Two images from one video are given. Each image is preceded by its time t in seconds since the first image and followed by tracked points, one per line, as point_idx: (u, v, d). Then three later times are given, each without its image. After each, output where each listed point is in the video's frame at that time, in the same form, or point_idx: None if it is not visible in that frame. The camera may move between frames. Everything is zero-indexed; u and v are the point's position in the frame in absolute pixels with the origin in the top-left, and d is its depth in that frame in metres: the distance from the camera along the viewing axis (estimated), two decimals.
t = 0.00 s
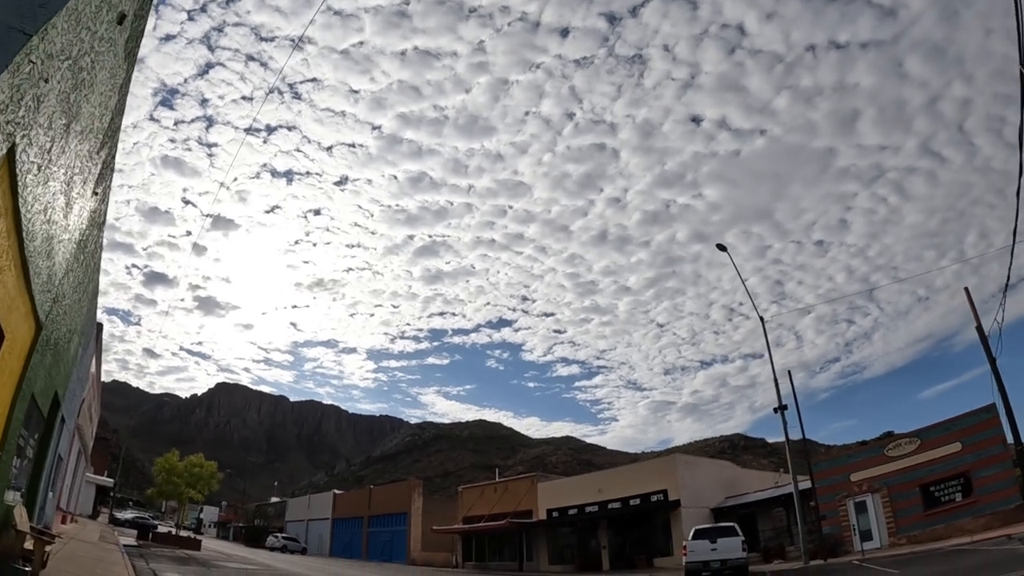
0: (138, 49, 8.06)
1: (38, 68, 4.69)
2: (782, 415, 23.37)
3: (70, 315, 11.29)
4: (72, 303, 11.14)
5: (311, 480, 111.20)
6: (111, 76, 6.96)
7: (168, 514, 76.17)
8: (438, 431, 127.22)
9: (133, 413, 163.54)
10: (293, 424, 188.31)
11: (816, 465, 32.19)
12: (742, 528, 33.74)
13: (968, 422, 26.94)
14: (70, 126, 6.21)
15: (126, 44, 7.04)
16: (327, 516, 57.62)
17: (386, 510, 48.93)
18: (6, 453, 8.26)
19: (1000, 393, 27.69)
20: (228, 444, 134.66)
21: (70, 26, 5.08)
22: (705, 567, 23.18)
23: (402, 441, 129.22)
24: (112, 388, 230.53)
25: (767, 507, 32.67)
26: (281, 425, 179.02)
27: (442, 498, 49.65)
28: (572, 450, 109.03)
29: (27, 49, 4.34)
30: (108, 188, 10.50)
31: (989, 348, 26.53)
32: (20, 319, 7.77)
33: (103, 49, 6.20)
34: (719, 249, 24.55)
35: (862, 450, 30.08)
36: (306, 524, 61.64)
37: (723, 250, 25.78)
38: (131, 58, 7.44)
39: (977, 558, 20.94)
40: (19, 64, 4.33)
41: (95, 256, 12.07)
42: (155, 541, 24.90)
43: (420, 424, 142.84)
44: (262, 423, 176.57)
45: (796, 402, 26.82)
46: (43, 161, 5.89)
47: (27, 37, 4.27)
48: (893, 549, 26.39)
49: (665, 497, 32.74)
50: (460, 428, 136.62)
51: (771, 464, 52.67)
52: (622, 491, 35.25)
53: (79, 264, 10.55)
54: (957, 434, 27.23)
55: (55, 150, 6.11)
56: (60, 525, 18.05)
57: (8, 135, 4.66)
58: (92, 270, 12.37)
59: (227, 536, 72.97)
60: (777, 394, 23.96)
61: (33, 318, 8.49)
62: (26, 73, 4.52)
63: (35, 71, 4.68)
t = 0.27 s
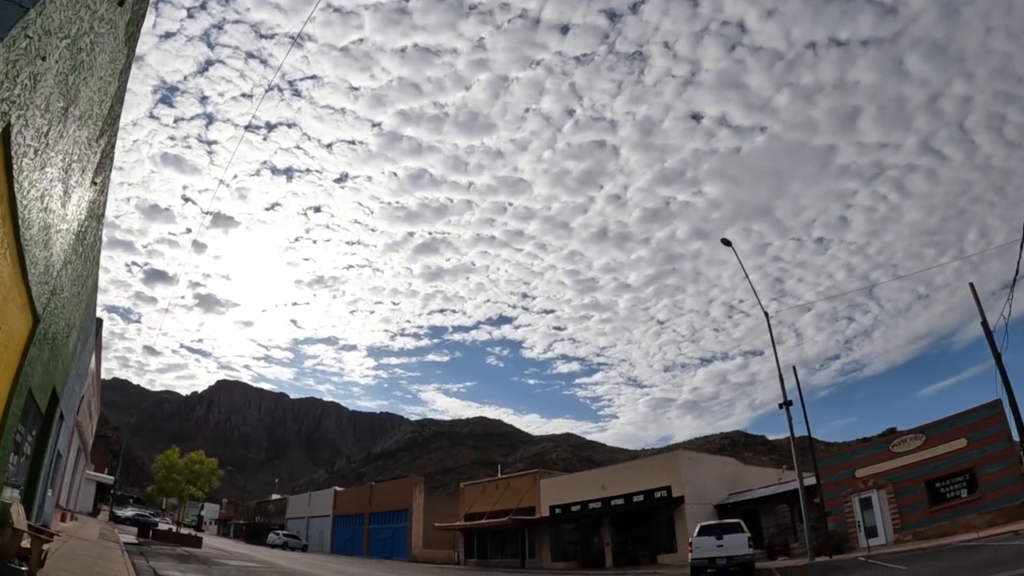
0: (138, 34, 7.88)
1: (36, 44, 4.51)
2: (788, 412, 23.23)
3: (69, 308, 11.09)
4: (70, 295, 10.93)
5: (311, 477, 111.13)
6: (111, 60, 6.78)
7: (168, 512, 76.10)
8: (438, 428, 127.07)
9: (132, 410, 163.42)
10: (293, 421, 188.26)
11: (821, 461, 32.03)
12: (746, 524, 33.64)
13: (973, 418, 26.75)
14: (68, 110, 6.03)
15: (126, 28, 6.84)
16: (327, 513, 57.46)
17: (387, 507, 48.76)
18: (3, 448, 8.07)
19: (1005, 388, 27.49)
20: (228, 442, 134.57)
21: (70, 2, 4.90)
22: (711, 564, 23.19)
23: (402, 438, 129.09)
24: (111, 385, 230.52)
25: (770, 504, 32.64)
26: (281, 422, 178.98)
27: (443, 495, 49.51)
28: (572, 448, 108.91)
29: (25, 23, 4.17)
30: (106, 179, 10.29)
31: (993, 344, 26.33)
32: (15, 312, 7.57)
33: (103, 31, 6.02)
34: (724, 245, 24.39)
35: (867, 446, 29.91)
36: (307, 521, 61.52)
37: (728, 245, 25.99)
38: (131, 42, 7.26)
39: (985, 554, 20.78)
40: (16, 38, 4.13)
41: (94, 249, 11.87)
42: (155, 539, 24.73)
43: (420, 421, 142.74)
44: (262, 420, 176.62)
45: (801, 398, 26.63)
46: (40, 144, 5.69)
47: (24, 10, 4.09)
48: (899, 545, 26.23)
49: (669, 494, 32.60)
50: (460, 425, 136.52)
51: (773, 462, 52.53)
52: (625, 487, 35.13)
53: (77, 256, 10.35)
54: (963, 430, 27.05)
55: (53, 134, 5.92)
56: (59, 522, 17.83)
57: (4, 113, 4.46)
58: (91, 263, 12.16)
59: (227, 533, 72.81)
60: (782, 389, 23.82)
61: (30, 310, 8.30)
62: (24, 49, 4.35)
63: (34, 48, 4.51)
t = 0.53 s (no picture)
0: (144, 17, 7.67)
1: (41, 14, 4.34)
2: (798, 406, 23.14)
3: (72, 302, 10.87)
4: (73, 289, 10.70)
5: (315, 475, 111.07)
6: (117, 40, 6.56)
7: (172, 511, 76.10)
8: (441, 425, 126.87)
9: (136, 409, 163.64)
10: (297, 420, 188.26)
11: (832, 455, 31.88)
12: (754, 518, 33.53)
13: (984, 410, 26.45)
14: (71, 89, 5.81)
15: (132, 8, 6.65)
16: (333, 511, 57.31)
17: (393, 504, 48.58)
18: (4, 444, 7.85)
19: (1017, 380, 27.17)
20: (232, 441, 134.57)
21: None
22: (724, 558, 23.07)
23: (406, 436, 128.97)
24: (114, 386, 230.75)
25: (778, 499, 32.62)
26: (284, 421, 179.04)
27: (449, 492, 49.33)
28: (576, 444, 108.79)
29: None
30: (110, 169, 10.07)
31: (1003, 335, 26.00)
32: (16, 304, 7.33)
33: (109, 7, 5.81)
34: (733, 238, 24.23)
35: (878, 440, 29.64)
36: (312, 519, 61.44)
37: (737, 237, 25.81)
38: (137, 24, 7.07)
39: (1000, 546, 20.53)
40: (21, 5, 3.95)
41: (98, 242, 11.65)
42: (160, 538, 24.57)
43: (423, 419, 142.67)
44: (266, 419, 176.57)
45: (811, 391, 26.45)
46: (43, 123, 5.48)
47: None
48: (910, 539, 25.94)
49: (678, 489, 32.39)
50: (464, 423, 136.35)
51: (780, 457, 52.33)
52: (634, 483, 34.96)
53: (80, 248, 10.12)
54: (973, 423, 26.77)
55: (55, 115, 5.70)
56: (62, 522, 17.65)
57: (5, 86, 4.29)
58: (95, 256, 11.93)
59: (232, 532, 72.66)
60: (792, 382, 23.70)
61: (32, 302, 8.06)
62: (27, 18, 4.17)
63: (38, 18, 4.33)
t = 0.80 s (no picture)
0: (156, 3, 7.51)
1: None
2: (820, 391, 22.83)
3: (87, 297, 10.76)
4: (88, 284, 10.60)
5: (332, 469, 111.69)
6: (129, 25, 6.42)
7: (191, 508, 76.73)
8: (456, 418, 127.15)
9: (154, 407, 165.35)
10: (313, 414, 189.52)
11: (856, 441, 31.52)
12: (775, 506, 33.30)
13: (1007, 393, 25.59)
14: (83, 74, 5.67)
15: None
16: (351, 504, 57.52)
17: (412, 497, 48.67)
18: (22, 442, 7.74)
19: None
20: (249, 436, 135.60)
21: None
22: (749, 546, 22.82)
23: (422, 429, 129.44)
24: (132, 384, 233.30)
25: (800, 486, 32.41)
26: (301, 416, 180.25)
27: (467, 484, 49.33)
28: (591, 434, 108.63)
29: None
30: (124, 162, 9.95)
31: None
32: (29, 298, 7.19)
33: None
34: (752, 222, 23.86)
35: (901, 425, 29.23)
36: (331, 513, 61.73)
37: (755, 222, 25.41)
38: (149, 9, 6.92)
39: None
40: None
41: (112, 237, 11.55)
42: (179, 535, 24.66)
43: (438, 412, 143.06)
44: (282, 415, 177.80)
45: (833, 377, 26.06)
46: (53, 108, 5.35)
47: None
48: (934, 525, 25.46)
49: (699, 477, 32.11)
50: (479, 414, 136.57)
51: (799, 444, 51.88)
52: (654, 471, 34.74)
53: (95, 243, 10.01)
54: (996, 407, 26.05)
55: (66, 100, 5.57)
56: (81, 521, 17.69)
57: (14, 63, 4.22)
58: (110, 251, 11.82)
59: (252, 527, 73.26)
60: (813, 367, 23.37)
61: (46, 297, 7.94)
62: None
63: None
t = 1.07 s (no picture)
0: None
1: None
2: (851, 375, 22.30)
3: (109, 292, 10.66)
4: (110, 279, 10.49)
5: (357, 462, 112.52)
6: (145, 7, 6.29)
7: (218, 503, 77.64)
8: (478, 409, 127.44)
9: (180, 404, 167.75)
10: (336, 408, 191.13)
11: (886, 425, 30.71)
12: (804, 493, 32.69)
13: None
14: (100, 56, 5.54)
15: None
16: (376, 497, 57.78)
17: (437, 489, 48.74)
18: (44, 440, 7.62)
19: None
20: (274, 431, 137.03)
21: None
22: (782, 534, 22.41)
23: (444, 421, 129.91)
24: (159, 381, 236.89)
25: (829, 472, 31.76)
26: (324, 410, 181.87)
27: (492, 475, 49.28)
28: (614, 424, 108.16)
29: None
30: (143, 154, 9.86)
31: None
32: (49, 292, 7.04)
33: None
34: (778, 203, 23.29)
35: (932, 409, 28.39)
36: (356, 506, 62.11)
37: (780, 204, 24.85)
38: None
39: None
40: None
41: (133, 233, 11.46)
42: (206, 530, 24.80)
43: (460, 403, 143.44)
44: (306, 409, 179.53)
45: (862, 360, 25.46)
46: (70, 91, 5.23)
47: None
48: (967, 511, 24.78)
49: (727, 465, 31.66)
50: (501, 405, 136.68)
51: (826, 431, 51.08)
52: (682, 459, 34.35)
53: (116, 237, 9.90)
54: None
55: (84, 84, 5.44)
56: (109, 518, 17.78)
57: (29, 38, 4.07)
58: (132, 246, 11.77)
59: (278, 520, 74.08)
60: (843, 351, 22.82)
61: (68, 291, 7.85)
62: None
63: None
